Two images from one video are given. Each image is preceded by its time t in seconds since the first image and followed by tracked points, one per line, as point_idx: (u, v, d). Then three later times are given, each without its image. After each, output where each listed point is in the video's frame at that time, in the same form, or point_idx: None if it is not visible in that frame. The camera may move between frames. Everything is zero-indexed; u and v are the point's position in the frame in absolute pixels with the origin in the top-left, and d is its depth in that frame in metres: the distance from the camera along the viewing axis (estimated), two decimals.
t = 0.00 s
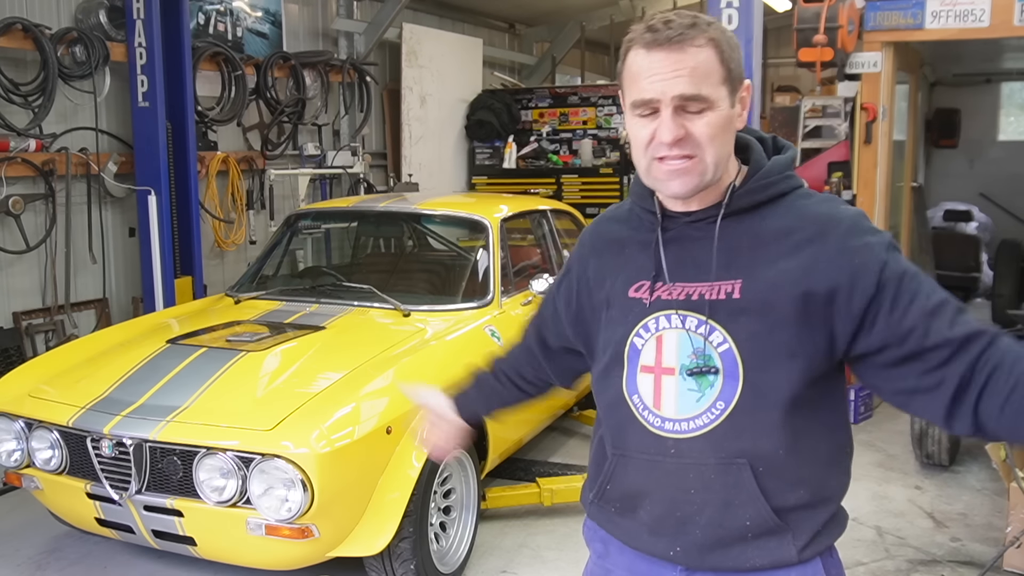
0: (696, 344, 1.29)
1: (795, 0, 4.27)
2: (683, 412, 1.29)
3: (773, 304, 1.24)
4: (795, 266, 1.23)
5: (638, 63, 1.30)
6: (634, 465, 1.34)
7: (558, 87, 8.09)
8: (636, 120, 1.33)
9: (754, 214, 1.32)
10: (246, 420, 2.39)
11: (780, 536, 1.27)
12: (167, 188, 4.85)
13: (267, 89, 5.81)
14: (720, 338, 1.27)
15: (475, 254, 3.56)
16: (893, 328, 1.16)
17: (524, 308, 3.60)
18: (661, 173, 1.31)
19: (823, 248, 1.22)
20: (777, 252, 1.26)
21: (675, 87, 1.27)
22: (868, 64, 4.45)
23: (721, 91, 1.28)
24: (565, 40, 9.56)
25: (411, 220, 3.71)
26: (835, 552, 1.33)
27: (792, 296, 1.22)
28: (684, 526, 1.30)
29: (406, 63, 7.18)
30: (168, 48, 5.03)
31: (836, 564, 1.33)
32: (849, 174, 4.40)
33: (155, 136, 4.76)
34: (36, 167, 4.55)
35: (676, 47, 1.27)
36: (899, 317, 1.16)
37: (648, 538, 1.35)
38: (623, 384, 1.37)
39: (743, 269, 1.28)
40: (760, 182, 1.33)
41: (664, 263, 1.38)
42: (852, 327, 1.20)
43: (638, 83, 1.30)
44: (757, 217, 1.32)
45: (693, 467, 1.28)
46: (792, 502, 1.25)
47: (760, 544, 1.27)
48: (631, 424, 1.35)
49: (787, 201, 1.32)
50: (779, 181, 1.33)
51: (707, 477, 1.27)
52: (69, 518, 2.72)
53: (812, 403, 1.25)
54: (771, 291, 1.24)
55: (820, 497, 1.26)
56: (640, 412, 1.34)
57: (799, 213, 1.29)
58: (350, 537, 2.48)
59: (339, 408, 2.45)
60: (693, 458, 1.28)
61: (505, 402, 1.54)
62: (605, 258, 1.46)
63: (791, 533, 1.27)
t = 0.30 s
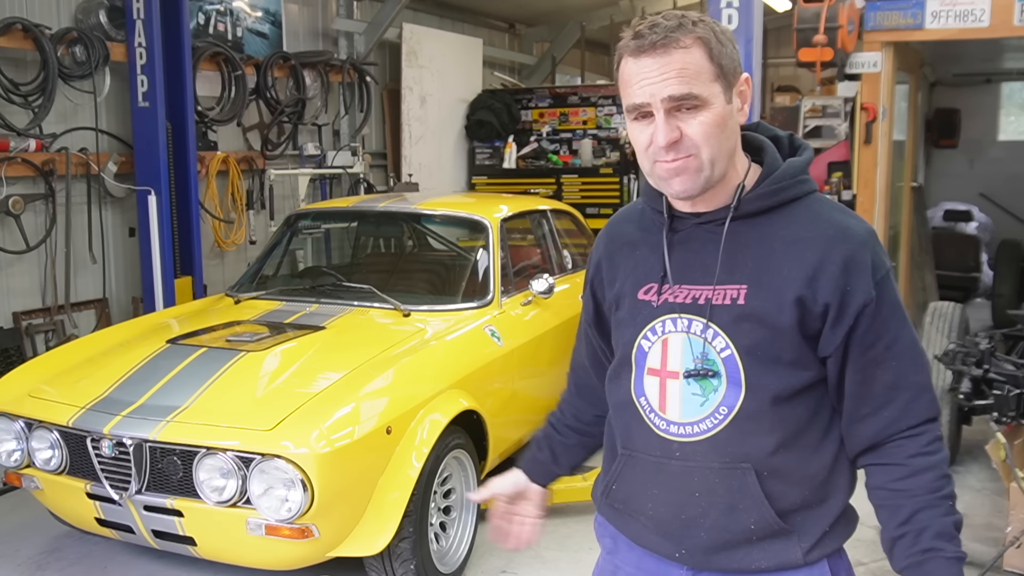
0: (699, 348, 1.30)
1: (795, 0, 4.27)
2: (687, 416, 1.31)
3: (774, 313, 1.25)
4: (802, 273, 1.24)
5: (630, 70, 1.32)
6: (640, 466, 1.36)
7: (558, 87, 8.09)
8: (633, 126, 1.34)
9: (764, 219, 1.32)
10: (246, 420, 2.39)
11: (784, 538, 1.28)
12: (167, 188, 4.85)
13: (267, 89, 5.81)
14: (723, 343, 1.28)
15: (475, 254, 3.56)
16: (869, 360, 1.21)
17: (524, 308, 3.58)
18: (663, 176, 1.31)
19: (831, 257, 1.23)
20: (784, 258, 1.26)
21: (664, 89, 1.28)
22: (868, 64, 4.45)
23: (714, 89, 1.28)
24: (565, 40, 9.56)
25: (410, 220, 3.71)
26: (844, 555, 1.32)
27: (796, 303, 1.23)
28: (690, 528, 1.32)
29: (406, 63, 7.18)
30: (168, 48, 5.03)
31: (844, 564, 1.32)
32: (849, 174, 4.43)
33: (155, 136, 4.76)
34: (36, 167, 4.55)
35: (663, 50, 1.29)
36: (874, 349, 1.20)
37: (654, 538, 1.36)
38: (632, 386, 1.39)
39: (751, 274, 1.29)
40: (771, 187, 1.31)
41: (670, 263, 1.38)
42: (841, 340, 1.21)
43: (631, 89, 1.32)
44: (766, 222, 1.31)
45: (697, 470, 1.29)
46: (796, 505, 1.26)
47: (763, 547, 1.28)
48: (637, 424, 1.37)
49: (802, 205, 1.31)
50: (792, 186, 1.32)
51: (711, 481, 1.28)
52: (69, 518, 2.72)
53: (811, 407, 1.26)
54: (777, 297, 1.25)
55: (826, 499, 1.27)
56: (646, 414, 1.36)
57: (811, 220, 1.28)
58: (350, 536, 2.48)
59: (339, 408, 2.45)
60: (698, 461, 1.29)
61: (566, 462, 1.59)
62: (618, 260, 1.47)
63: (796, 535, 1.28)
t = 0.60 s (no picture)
0: (712, 345, 1.32)
1: (795, 0, 4.28)
2: (695, 411, 1.33)
3: (780, 311, 1.26)
4: (810, 270, 1.25)
5: (643, 68, 1.35)
6: (647, 457, 1.38)
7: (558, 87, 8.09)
8: (647, 123, 1.37)
9: (778, 217, 1.33)
10: (246, 420, 2.39)
11: (784, 538, 1.28)
12: (167, 188, 4.85)
13: (267, 89, 5.81)
14: (735, 341, 1.30)
15: (475, 254, 3.56)
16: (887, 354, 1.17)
17: (524, 308, 3.59)
18: (675, 172, 1.34)
19: (841, 254, 1.24)
20: (796, 257, 1.27)
21: (674, 86, 1.30)
22: (869, 64, 4.45)
23: (723, 86, 1.29)
24: (565, 40, 9.56)
25: (410, 220, 3.71)
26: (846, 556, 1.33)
27: (802, 302, 1.24)
28: (691, 522, 1.33)
29: (406, 63, 7.18)
30: (169, 48, 5.03)
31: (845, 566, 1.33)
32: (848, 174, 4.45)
33: (155, 136, 4.76)
34: (36, 167, 4.55)
35: (673, 48, 1.30)
36: (891, 343, 1.17)
37: (658, 530, 1.38)
38: (640, 379, 1.40)
39: (763, 271, 1.30)
40: (787, 185, 1.33)
41: (687, 260, 1.40)
42: (851, 334, 1.21)
43: (643, 86, 1.35)
44: (780, 221, 1.33)
45: (701, 465, 1.31)
46: (797, 505, 1.27)
47: (764, 545, 1.29)
48: (646, 417, 1.39)
49: (816, 205, 1.32)
50: (809, 184, 1.33)
51: (714, 476, 1.30)
52: (69, 518, 2.72)
53: (818, 409, 1.26)
54: (784, 294, 1.27)
55: (828, 499, 1.27)
56: (656, 408, 1.37)
57: (825, 218, 1.29)
58: (350, 536, 2.48)
59: (339, 408, 2.45)
60: (703, 456, 1.31)
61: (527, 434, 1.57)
62: (637, 256, 1.49)
63: (796, 535, 1.28)
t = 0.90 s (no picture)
0: (708, 342, 1.34)
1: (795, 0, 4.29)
2: (692, 407, 1.35)
3: (774, 311, 1.27)
4: (806, 273, 1.25)
5: (658, 61, 1.36)
6: (646, 452, 1.41)
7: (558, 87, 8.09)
8: (658, 115, 1.38)
9: (777, 220, 1.33)
10: (246, 420, 2.39)
11: (778, 535, 1.29)
12: (167, 188, 4.85)
13: (266, 89, 5.81)
14: (729, 339, 1.31)
15: (475, 254, 3.56)
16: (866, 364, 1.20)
17: (524, 308, 3.58)
18: (680, 166, 1.35)
19: (837, 260, 1.23)
20: (793, 259, 1.28)
21: (684, 82, 1.31)
22: (868, 64, 4.46)
23: (733, 84, 1.30)
24: (565, 40, 9.56)
25: (410, 220, 3.71)
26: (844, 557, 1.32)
27: (794, 304, 1.25)
28: (686, 517, 1.35)
29: (406, 63, 7.18)
30: (168, 48, 5.02)
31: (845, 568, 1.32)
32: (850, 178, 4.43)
33: (155, 136, 4.75)
34: (36, 167, 4.55)
35: (687, 44, 1.32)
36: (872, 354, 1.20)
37: (655, 524, 1.40)
38: (643, 376, 1.44)
39: (760, 271, 1.31)
40: (788, 189, 1.33)
41: (689, 258, 1.42)
42: (839, 343, 1.21)
43: (656, 79, 1.36)
44: (779, 224, 1.33)
45: (696, 460, 1.33)
46: (790, 502, 1.28)
47: (757, 542, 1.30)
48: (647, 414, 1.42)
49: (818, 209, 1.31)
50: (812, 187, 1.33)
51: (709, 472, 1.32)
52: (69, 518, 2.72)
53: (813, 406, 1.27)
54: (780, 296, 1.27)
55: (822, 497, 1.28)
56: (655, 404, 1.41)
57: (827, 223, 1.29)
58: (350, 537, 2.47)
59: (339, 408, 2.45)
60: (698, 452, 1.33)
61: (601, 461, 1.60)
62: (648, 255, 1.52)
63: (789, 534, 1.29)
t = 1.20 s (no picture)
0: (703, 329, 1.35)
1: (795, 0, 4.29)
2: (685, 394, 1.36)
3: (763, 300, 1.28)
4: (793, 260, 1.26)
5: (667, 55, 1.38)
6: (644, 437, 1.43)
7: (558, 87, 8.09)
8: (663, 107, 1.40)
9: (771, 210, 1.35)
10: (246, 420, 2.39)
11: (767, 527, 1.30)
12: (167, 188, 4.85)
13: (267, 89, 5.81)
14: (722, 327, 1.32)
15: (475, 254, 3.56)
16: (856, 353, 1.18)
17: (524, 308, 3.58)
18: (677, 158, 1.38)
19: (823, 248, 1.24)
20: (783, 248, 1.29)
21: (685, 77, 1.33)
22: (868, 64, 4.46)
23: (734, 82, 1.31)
24: (565, 40, 9.55)
25: (410, 220, 3.71)
26: (837, 553, 1.32)
27: (781, 292, 1.26)
28: (678, 502, 1.37)
29: (406, 63, 7.18)
30: (168, 47, 5.02)
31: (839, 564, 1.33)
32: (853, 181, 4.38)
33: (155, 136, 4.75)
34: (36, 167, 4.55)
35: (693, 40, 1.33)
36: (863, 342, 1.17)
37: (650, 509, 1.42)
38: (645, 362, 1.46)
39: (752, 260, 1.32)
40: (785, 180, 1.34)
41: (689, 247, 1.44)
42: (825, 328, 1.21)
43: (664, 72, 1.38)
44: (772, 214, 1.34)
45: (688, 446, 1.35)
46: (779, 493, 1.29)
47: (747, 531, 1.32)
48: (646, 399, 1.45)
49: (813, 201, 1.32)
50: (808, 181, 1.33)
51: (699, 458, 1.33)
52: (69, 518, 2.72)
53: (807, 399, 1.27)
54: (769, 284, 1.28)
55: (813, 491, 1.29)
56: (654, 389, 1.43)
57: (819, 215, 1.29)
58: (350, 536, 2.48)
59: (340, 408, 2.45)
60: (689, 437, 1.35)
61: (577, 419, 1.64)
62: (653, 245, 1.56)
63: (778, 524, 1.30)
